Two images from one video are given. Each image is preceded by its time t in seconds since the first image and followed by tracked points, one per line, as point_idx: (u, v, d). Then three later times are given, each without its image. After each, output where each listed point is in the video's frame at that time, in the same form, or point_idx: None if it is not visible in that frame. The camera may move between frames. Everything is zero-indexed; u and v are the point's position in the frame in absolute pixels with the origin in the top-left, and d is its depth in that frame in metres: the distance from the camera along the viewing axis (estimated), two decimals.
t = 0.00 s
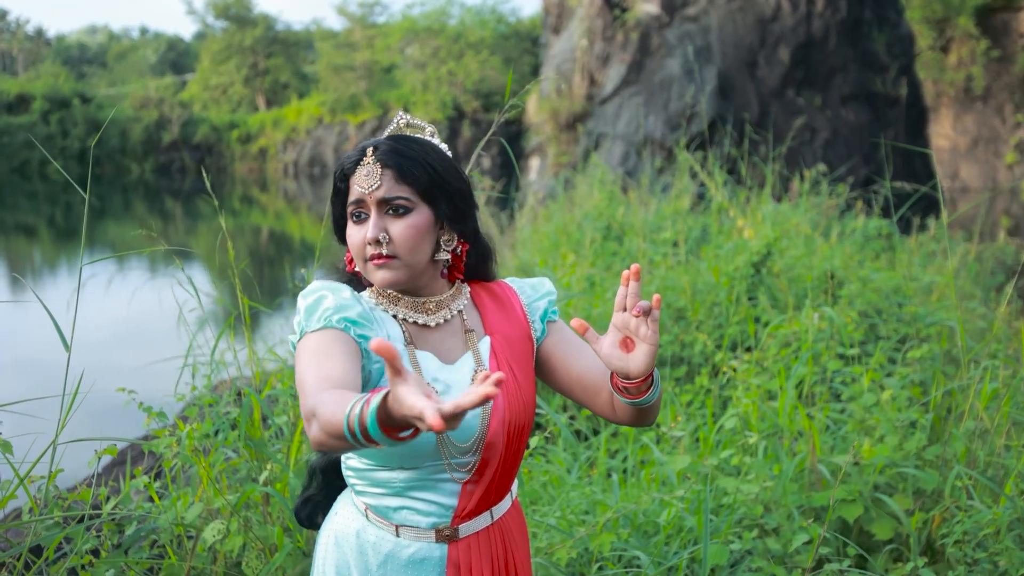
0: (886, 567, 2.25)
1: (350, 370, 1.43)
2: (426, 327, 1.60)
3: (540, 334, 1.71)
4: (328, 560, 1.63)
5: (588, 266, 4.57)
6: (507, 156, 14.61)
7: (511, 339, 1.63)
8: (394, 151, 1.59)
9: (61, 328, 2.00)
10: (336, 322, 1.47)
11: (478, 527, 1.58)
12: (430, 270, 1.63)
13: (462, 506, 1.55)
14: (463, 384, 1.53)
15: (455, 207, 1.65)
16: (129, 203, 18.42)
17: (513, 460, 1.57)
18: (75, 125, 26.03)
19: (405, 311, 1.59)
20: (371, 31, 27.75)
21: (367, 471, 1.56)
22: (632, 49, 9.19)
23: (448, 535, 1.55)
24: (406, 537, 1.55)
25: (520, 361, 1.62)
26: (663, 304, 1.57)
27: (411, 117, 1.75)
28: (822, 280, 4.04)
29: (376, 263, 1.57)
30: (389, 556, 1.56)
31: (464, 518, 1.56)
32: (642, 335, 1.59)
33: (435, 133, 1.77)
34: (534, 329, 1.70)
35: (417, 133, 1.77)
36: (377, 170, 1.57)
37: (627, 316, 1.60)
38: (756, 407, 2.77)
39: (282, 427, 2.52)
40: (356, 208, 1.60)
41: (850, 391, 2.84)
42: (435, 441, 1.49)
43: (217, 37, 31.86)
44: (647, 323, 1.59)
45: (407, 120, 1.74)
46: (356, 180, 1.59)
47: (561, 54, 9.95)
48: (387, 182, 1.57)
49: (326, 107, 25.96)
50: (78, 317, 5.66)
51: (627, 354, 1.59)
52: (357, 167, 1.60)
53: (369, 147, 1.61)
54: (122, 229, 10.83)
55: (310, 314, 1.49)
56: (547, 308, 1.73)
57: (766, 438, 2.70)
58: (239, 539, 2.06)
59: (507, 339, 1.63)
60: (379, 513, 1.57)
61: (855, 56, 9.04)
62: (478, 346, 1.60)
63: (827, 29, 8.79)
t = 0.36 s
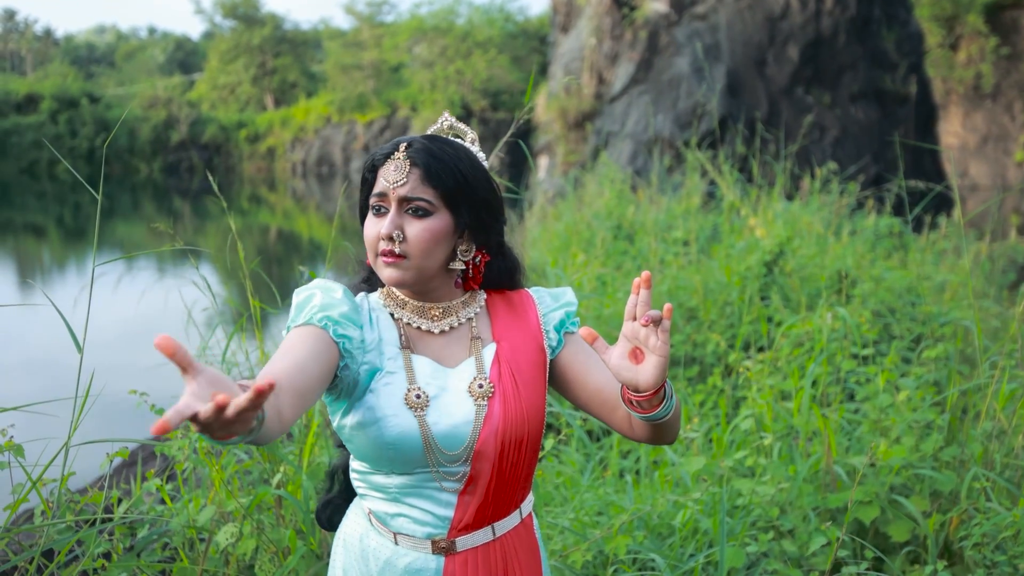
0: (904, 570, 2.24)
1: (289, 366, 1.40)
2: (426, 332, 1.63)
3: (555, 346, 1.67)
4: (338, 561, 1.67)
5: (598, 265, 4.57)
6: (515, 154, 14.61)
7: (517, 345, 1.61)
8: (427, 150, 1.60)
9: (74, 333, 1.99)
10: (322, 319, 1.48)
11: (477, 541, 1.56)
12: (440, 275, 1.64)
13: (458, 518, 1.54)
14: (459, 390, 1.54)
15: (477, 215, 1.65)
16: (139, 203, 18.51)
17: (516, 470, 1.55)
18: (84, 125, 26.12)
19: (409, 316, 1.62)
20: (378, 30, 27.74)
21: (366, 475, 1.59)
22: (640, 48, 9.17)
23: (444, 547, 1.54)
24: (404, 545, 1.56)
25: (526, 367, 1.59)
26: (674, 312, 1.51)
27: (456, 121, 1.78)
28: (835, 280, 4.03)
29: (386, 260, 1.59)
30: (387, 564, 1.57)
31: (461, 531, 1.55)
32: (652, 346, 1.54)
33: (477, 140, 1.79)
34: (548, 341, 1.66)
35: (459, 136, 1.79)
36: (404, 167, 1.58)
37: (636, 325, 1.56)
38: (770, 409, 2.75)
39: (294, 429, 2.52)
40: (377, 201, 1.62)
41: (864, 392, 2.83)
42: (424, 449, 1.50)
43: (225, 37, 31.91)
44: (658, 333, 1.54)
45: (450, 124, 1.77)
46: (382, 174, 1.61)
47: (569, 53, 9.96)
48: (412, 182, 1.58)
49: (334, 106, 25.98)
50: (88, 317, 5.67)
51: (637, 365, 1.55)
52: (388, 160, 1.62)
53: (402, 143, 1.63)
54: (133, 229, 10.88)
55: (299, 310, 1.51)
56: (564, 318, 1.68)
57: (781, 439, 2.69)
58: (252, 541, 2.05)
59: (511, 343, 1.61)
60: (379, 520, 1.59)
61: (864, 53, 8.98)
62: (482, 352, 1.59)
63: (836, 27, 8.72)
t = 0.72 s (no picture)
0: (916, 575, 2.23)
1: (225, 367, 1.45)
2: (417, 339, 1.64)
3: (559, 356, 1.65)
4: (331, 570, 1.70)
5: (604, 263, 4.55)
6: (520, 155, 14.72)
7: (509, 354, 1.61)
8: (443, 152, 1.60)
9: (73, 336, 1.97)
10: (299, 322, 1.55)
11: (463, 558, 1.56)
12: (442, 281, 1.64)
13: (443, 534, 1.55)
14: (444, 399, 1.55)
15: (485, 223, 1.65)
16: (144, 203, 18.46)
17: (504, 485, 1.54)
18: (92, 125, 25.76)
19: (403, 322, 1.64)
20: (384, 30, 27.70)
21: (356, 486, 1.63)
22: (646, 46, 9.16)
23: (429, 562, 1.55)
24: (391, 557, 1.59)
25: (519, 376, 1.58)
26: (681, 329, 1.44)
27: (470, 123, 1.76)
28: (843, 279, 4.00)
29: (388, 262, 1.57)
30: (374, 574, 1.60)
31: (446, 548, 1.55)
32: (660, 364, 1.48)
33: (491, 145, 1.76)
34: (549, 351, 1.64)
35: (472, 140, 1.77)
36: (418, 168, 1.58)
37: (644, 342, 1.50)
38: (780, 410, 2.72)
39: (296, 430, 2.50)
40: (385, 199, 1.61)
41: (873, 393, 2.81)
42: (402, 459, 1.52)
43: (230, 36, 31.94)
44: (667, 351, 1.47)
45: (464, 126, 1.76)
46: (395, 172, 1.61)
47: (575, 52, 9.98)
48: (425, 184, 1.58)
49: (340, 106, 25.99)
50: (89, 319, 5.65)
51: (645, 384, 1.50)
52: (401, 158, 1.62)
53: (418, 142, 1.63)
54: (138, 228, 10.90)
55: (284, 308, 1.60)
56: (568, 328, 1.66)
57: (790, 441, 2.67)
58: (253, 545, 2.04)
59: (504, 352, 1.61)
60: (370, 532, 1.62)
61: (871, 51, 8.84)
62: (473, 361, 1.59)
63: (844, 24, 8.60)
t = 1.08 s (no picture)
0: None
1: (215, 389, 1.53)
2: (434, 352, 1.71)
3: (581, 367, 1.69)
4: None
5: (637, 264, 4.52)
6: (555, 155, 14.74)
7: (526, 367, 1.65)
8: (489, 161, 1.69)
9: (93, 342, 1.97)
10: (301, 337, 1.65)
11: None
12: (476, 289, 1.72)
13: (459, 553, 1.61)
14: (458, 413, 1.60)
15: (517, 229, 1.76)
16: (182, 202, 18.77)
17: (521, 499, 1.58)
18: (130, 126, 26.48)
19: (418, 335, 1.71)
20: (420, 30, 27.75)
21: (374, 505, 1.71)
22: (683, 45, 9.09)
23: None
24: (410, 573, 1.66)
25: (537, 390, 1.63)
26: (711, 340, 1.44)
27: (482, 123, 1.81)
28: (882, 281, 3.93)
29: (435, 272, 1.64)
30: None
31: (464, 566, 1.61)
32: (689, 377, 1.48)
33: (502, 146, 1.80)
34: (570, 363, 1.68)
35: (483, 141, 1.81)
36: (468, 177, 1.66)
37: (673, 352, 1.49)
38: (815, 415, 2.68)
39: (324, 434, 2.50)
40: (428, 206, 1.67)
41: (914, 399, 2.75)
42: (415, 478, 1.58)
43: (268, 37, 32.28)
44: (696, 363, 1.47)
45: (476, 127, 1.79)
46: (440, 179, 1.67)
47: (610, 51, 9.98)
48: (475, 193, 1.66)
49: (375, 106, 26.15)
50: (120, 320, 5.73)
51: (673, 398, 1.49)
52: (446, 165, 1.68)
53: (461, 147, 1.70)
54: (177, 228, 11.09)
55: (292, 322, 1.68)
56: (591, 338, 1.69)
57: (826, 448, 2.63)
58: (276, 552, 2.05)
59: (523, 364, 1.66)
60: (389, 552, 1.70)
61: (912, 50, 8.60)
62: (491, 374, 1.65)
63: (883, 23, 8.39)
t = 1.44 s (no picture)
0: None
1: (209, 402, 1.56)
2: (439, 362, 1.73)
3: (593, 376, 1.70)
4: None
5: (660, 266, 4.49)
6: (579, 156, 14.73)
7: (534, 377, 1.66)
8: (474, 157, 1.69)
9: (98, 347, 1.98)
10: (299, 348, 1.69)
11: None
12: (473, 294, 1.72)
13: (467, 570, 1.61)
14: (464, 426, 1.61)
15: (513, 228, 1.75)
16: (208, 203, 19.03)
17: (530, 514, 1.59)
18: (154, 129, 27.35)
19: (422, 345, 1.74)
20: (445, 32, 27.72)
21: (378, 522, 1.72)
22: (708, 46, 9.03)
23: None
24: None
25: (546, 402, 1.63)
26: (726, 346, 1.44)
27: (482, 123, 1.84)
28: (909, 285, 3.87)
29: (423, 277, 1.64)
30: None
31: None
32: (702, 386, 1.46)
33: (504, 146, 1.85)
34: (581, 372, 1.69)
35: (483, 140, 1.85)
36: (450, 176, 1.66)
37: (684, 360, 1.49)
38: (840, 424, 2.63)
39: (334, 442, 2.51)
40: (414, 209, 1.68)
41: (943, 408, 2.70)
42: (419, 494, 1.59)
43: (295, 40, 32.53)
44: (709, 371, 1.46)
45: (475, 127, 1.83)
46: (424, 180, 1.68)
47: (635, 52, 9.95)
48: (458, 191, 1.66)
49: (400, 108, 26.24)
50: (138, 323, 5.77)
51: (686, 408, 1.49)
52: (430, 165, 1.69)
53: (445, 146, 1.71)
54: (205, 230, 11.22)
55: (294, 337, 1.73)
56: (603, 346, 1.71)
57: (851, 457, 2.59)
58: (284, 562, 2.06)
59: (531, 374, 1.67)
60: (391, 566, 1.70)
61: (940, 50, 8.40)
62: (497, 384, 1.66)
63: (912, 22, 8.24)
